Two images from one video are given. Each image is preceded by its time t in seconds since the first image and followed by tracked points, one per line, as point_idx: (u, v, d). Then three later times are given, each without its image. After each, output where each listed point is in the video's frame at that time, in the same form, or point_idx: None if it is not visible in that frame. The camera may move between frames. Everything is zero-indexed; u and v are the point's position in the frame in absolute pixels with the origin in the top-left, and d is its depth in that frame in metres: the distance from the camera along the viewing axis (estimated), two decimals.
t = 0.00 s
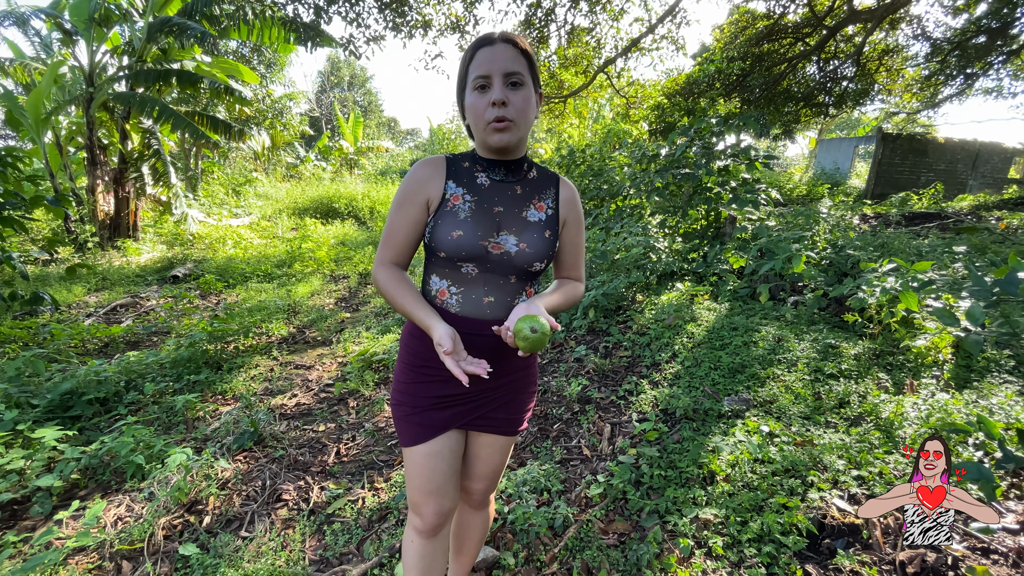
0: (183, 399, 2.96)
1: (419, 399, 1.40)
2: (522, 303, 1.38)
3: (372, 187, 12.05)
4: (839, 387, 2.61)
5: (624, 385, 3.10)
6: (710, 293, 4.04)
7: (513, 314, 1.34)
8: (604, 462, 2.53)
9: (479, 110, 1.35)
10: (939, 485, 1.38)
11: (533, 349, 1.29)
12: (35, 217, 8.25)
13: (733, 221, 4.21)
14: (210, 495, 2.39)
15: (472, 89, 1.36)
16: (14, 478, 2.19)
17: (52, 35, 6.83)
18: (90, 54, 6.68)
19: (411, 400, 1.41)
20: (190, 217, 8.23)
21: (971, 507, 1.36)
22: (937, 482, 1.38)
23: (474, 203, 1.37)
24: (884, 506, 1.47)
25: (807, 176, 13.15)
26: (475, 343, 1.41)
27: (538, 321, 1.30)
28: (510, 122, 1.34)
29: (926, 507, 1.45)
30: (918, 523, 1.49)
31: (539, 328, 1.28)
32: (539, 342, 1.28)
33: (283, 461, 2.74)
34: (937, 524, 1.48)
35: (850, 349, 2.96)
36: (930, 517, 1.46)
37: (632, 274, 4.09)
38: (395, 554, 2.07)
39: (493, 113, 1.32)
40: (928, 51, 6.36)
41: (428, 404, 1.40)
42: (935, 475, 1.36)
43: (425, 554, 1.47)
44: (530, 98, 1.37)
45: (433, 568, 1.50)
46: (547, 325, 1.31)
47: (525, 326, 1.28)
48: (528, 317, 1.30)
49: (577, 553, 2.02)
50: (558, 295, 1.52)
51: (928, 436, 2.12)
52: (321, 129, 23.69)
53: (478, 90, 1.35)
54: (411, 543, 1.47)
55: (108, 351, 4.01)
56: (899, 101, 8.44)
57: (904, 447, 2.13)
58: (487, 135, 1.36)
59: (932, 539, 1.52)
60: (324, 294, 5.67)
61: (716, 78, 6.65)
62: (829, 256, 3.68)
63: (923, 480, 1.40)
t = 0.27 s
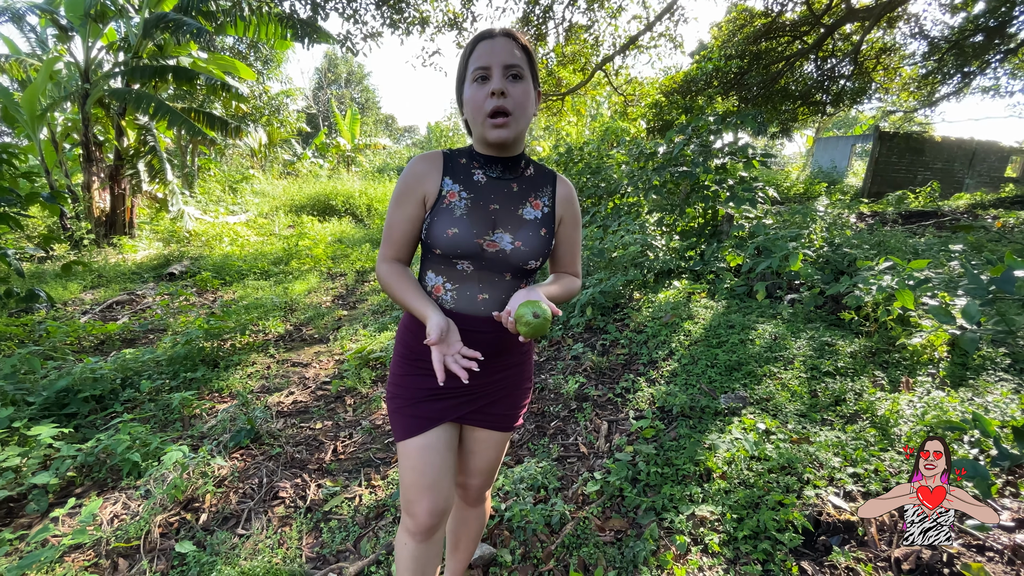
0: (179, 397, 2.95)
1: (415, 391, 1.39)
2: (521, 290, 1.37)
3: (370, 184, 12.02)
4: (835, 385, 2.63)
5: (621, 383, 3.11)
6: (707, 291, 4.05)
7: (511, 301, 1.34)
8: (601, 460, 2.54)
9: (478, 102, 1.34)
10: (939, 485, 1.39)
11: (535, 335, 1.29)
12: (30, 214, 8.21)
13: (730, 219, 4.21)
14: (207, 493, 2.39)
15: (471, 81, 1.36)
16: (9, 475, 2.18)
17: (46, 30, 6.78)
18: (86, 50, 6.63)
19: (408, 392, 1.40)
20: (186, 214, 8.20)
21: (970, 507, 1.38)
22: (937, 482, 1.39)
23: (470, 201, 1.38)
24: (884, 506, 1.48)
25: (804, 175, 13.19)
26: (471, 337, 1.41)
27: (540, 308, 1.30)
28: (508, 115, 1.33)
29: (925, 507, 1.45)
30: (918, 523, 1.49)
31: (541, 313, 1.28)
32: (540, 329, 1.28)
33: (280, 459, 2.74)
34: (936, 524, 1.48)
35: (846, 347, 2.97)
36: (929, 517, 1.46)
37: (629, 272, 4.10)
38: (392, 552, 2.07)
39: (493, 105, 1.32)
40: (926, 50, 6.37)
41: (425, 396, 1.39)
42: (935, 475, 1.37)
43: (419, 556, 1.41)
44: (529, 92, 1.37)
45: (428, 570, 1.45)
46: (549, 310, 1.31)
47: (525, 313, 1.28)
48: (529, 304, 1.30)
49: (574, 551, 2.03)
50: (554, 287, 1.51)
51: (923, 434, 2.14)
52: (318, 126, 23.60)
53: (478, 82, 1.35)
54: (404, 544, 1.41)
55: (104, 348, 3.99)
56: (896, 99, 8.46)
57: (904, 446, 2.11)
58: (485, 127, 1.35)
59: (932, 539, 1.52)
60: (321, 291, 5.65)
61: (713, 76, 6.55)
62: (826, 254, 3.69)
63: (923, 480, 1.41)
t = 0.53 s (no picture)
0: (176, 396, 2.94)
1: (413, 386, 1.38)
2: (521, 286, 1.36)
3: (367, 183, 11.99)
4: (832, 384, 2.63)
5: (619, 381, 3.11)
6: (705, 290, 4.06)
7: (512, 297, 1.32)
8: (598, 458, 2.54)
9: (473, 100, 1.34)
10: (939, 485, 1.41)
11: (535, 330, 1.28)
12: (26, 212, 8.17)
13: (728, 217, 4.22)
14: (204, 492, 2.39)
15: (466, 79, 1.36)
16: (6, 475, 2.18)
17: (42, 27, 6.74)
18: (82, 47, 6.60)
19: (405, 387, 1.38)
20: (183, 212, 8.17)
21: (970, 507, 1.38)
22: (936, 482, 1.40)
23: (465, 199, 1.38)
24: (885, 506, 1.50)
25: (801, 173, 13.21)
26: (469, 335, 1.40)
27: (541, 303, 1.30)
28: (503, 111, 1.33)
29: (925, 507, 1.47)
30: (918, 523, 1.51)
31: (542, 309, 1.28)
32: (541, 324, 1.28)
33: (277, 457, 2.73)
34: (937, 524, 1.50)
35: (843, 346, 2.98)
36: (930, 517, 1.47)
37: (627, 270, 4.10)
38: (389, 550, 2.07)
39: (487, 102, 1.32)
40: (923, 49, 6.37)
41: (423, 391, 1.37)
42: (935, 475, 1.38)
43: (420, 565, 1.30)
44: (524, 88, 1.36)
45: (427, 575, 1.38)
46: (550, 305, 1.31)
47: (526, 308, 1.27)
48: (529, 299, 1.29)
49: (571, 549, 2.03)
50: (551, 284, 1.50)
51: (920, 433, 2.15)
52: (316, 124, 23.52)
53: (472, 80, 1.35)
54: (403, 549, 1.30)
55: (101, 347, 3.98)
56: (894, 98, 8.47)
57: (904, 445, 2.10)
58: (479, 125, 1.35)
59: (933, 539, 1.53)
60: (318, 290, 5.64)
61: (711, 75, 6.60)
62: (823, 253, 3.69)
63: (923, 480, 1.42)
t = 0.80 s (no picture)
0: (175, 395, 2.94)
1: (412, 389, 1.39)
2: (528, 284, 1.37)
3: (366, 181, 11.97)
4: (830, 382, 2.63)
5: (618, 380, 3.12)
6: (704, 289, 4.06)
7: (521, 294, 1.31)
8: (597, 457, 2.54)
9: (467, 98, 1.34)
10: (939, 485, 1.41)
11: (548, 326, 1.29)
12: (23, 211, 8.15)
13: (727, 216, 4.22)
14: (202, 491, 2.38)
15: (460, 77, 1.36)
16: (3, 474, 2.18)
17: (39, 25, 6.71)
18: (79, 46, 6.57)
19: (406, 392, 1.40)
20: (182, 211, 8.15)
21: (971, 507, 1.38)
22: (937, 482, 1.40)
23: (460, 198, 1.38)
24: (885, 506, 1.50)
25: (800, 172, 13.23)
26: (468, 335, 1.40)
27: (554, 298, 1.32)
28: (497, 110, 1.33)
29: (926, 507, 1.47)
30: (918, 523, 1.51)
31: (555, 304, 1.29)
32: (557, 318, 1.29)
33: (276, 456, 2.73)
34: (937, 524, 1.50)
35: (841, 344, 2.98)
36: (929, 517, 1.48)
37: (626, 269, 4.10)
38: (388, 549, 2.08)
39: (481, 101, 1.32)
40: (921, 48, 6.38)
41: (422, 394, 1.38)
42: (935, 475, 1.38)
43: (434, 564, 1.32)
44: (519, 87, 1.36)
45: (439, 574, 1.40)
46: (561, 301, 1.33)
47: (539, 303, 1.27)
48: (541, 294, 1.30)
49: (570, 547, 2.03)
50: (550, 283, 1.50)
51: (918, 431, 2.16)
52: (314, 122, 23.47)
53: (466, 79, 1.35)
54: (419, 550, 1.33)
55: (99, 346, 3.97)
56: (892, 97, 8.48)
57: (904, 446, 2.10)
58: (474, 123, 1.35)
59: (933, 540, 1.53)
60: (317, 289, 5.63)
61: (710, 73, 6.61)
62: (822, 251, 3.70)
63: (923, 480, 1.43)
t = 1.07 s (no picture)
0: (174, 394, 2.94)
1: (418, 397, 1.38)
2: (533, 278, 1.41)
3: (365, 181, 11.96)
4: (830, 380, 2.63)
5: (617, 379, 3.12)
6: (703, 287, 4.06)
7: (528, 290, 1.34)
8: (597, 455, 2.54)
9: (459, 96, 1.33)
10: (939, 485, 1.41)
11: (558, 320, 1.38)
12: (22, 211, 8.14)
13: (726, 215, 4.22)
14: (202, 491, 2.38)
15: (452, 76, 1.36)
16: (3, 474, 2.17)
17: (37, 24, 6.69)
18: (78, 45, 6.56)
19: (411, 399, 1.39)
20: (181, 211, 8.14)
21: (970, 507, 1.38)
22: (937, 482, 1.40)
23: (459, 198, 1.37)
24: (884, 506, 1.50)
25: (799, 171, 13.24)
26: (471, 339, 1.40)
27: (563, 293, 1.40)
28: (490, 107, 1.32)
29: (925, 507, 1.47)
30: (918, 523, 1.51)
31: (566, 299, 1.39)
32: (567, 313, 1.39)
33: (276, 456, 2.73)
34: (937, 524, 1.50)
35: (840, 343, 2.98)
36: (929, 517, 1.48)
37: (625, 268, 4.10)
38: (388, 548, 2.08)
39: (473, 99, 1.31)
40: (921, 46, 6.38)
41: (428, 402, 1.38)
42: (935, 475, 1.38)
43: (445, 560, 1.39)
44: (511, 85, 1.36)
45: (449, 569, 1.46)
46: (568, 296, 1.42)
47: (551, 299, 1.36)
48: (551, 289, 1.38)
49: (570, 546, 2.03)
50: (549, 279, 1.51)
51: (917, 429, 2.16)
52: (313, 121, 23.45)
53: (458, 77, 1.35)
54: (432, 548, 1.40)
55: (98, 346, 3.97)
56: (891, 95, 8.48)
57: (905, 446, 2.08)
58: (466, 121, 1.35)
59: (933, 539, 1.54)
60: (316, 288, 5.63)
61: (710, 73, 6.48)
62: (821, 250, 3.70)
63: (923, 481, 1.42)
